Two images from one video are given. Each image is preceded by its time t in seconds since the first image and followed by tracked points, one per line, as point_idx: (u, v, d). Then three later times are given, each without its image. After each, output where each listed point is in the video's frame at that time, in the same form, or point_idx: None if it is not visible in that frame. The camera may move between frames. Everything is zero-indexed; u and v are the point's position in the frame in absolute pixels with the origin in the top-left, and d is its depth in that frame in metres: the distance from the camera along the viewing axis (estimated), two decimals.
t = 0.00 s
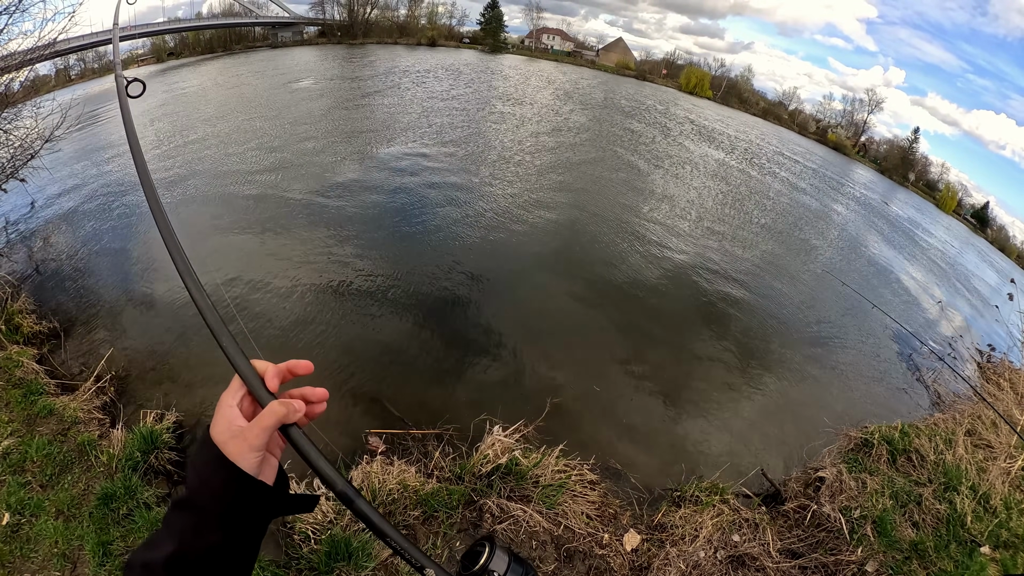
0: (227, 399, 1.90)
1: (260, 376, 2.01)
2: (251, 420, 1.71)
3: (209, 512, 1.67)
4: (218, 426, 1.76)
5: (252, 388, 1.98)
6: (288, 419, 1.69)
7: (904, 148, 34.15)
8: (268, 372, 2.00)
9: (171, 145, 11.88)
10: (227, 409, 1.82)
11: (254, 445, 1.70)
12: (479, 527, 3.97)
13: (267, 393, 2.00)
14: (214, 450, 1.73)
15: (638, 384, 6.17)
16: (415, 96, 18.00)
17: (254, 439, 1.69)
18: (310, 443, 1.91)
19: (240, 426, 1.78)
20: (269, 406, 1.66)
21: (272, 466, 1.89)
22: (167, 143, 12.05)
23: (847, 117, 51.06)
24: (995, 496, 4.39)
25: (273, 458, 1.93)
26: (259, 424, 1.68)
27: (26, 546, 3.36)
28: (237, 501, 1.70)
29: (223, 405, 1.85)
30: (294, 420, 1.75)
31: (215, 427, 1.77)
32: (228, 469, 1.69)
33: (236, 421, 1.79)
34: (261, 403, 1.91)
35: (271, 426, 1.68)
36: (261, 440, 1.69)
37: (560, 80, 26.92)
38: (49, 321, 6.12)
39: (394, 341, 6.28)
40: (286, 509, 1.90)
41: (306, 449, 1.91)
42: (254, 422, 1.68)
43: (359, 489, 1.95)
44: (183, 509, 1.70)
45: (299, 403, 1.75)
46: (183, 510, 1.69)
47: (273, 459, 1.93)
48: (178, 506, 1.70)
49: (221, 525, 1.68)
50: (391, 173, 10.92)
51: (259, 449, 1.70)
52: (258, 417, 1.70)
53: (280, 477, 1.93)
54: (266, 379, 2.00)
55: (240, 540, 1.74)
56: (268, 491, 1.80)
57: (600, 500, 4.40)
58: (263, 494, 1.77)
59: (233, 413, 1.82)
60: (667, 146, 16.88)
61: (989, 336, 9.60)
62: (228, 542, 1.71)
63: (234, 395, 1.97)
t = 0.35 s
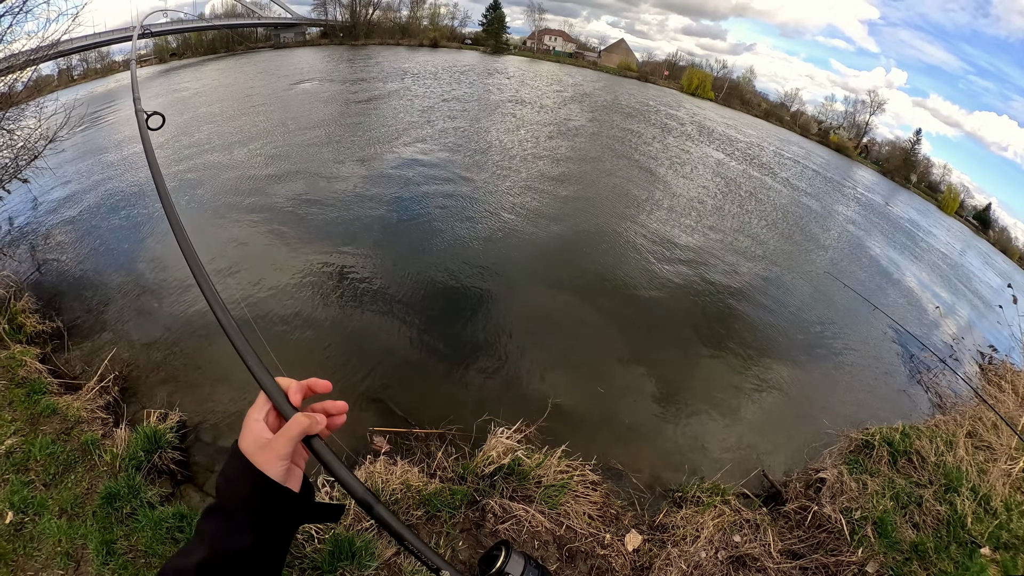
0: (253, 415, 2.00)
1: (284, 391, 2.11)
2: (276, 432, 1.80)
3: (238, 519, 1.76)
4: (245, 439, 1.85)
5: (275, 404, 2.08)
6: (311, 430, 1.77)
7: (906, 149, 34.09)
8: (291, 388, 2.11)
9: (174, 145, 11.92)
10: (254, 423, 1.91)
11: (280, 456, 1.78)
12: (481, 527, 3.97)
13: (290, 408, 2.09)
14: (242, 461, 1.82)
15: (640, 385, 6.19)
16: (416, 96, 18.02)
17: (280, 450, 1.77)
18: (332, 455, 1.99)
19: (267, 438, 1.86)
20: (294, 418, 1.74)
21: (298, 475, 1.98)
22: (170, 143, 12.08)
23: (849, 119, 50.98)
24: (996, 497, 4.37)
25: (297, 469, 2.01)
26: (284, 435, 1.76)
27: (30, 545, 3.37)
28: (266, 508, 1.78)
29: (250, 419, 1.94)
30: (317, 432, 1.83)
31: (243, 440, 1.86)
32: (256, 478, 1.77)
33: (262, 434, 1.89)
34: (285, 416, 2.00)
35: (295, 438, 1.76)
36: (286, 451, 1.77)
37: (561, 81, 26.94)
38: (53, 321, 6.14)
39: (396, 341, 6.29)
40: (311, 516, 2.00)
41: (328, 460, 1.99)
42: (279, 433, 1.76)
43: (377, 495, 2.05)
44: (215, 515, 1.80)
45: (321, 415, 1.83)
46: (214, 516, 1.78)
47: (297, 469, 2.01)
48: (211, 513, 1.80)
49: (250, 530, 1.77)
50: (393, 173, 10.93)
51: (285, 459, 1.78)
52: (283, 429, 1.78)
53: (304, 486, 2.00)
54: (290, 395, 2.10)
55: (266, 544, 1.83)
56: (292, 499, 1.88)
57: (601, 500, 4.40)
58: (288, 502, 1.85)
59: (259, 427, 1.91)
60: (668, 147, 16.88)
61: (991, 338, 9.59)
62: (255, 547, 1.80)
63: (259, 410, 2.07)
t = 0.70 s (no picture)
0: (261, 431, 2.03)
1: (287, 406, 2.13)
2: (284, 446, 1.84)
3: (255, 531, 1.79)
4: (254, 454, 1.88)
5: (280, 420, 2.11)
6: (317, 441, 1.82)
7: (891, 138, 34.44)
8: (295, 402, 2.15)
9: (158, 145, 11.73)
10: (261, 437, 1.93)
11: (289, 467, 1.81)
12: (480, 518, 3.99)
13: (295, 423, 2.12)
14: (254, 475, 1.85)
15: (634, 375, 6.23)
16: (403, 91, 17.87)
17: (289, 462, 1.80)
18: (340, 464, 2.04)
19: (275, 452, 1.90)
20: (300, 431, 1.78)
21: (308, 486, 2.01)
22: (154, 143, 11.89)
23: (835, 108, 51.38)
24: (984, 479, 4.50)
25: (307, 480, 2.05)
26: (291, 448, 1.80)
27: (29, 556, 3.34)
28: (279, 521, 1.81)
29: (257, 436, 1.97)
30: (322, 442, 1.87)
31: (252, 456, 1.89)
32: (268, 490, 1.81)
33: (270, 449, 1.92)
34: (291, 430, 2.03)
35: (302, 449, 1.80)
36: (295, 463, 1.81)
37: (548, 74, 26.83)
38: (42, 328, 6.05)
39: (390, 337, 6.27)
40: (323, 524, 2.03)
41: (337, 469, 2.03)
42: (286, 447, 1.80)
43: (386, 496, 2.06)
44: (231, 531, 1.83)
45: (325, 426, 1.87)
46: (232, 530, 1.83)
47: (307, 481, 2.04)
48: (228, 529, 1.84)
49: (267, 542, 1.80)
50: (381, 170, 10.85)
51: (295, 470, 1.82)
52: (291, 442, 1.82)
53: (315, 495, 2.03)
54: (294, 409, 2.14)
55: (283, 553, 1.87)
56: (306, 507, 1.92)
57: (598, 489, 4.44)
58: (302, 511, 1.88)
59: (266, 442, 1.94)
60: (657, 138, 16.84)
61: (977, 322, 9.74)
62: (273, 557, 1.83)
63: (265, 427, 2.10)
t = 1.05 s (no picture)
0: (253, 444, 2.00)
1: (278, 415, 2.12)
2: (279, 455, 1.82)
3: (260, 544, 1.80)
4: (250, 467, 1.86)
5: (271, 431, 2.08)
6: (310, 447, 1.80)
7: (868, 114, 34.89)
8: (284, 410, 2.12)
9: (131, 149, 11.42)
10: (256, 450, 1.93)
11: (286, 476, 1.80)
12: (479, 507, 4.02)
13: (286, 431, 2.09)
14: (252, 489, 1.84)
15: (625, 358, 6.27)
16: (380, 81, 17.57)
17: (285, 471, 1.79)
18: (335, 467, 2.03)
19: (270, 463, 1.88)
20: (292, 439, 1.76)
21: (307, 493, 2.00)
22: (127, 147, 11.57)
23: (812, 87, 51.84)
24: (969, 446, 4.64)
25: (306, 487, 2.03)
26: (286, 456, 1.78)
27: None
28: (284, 532, 1.84)
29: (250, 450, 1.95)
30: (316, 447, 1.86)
31: (248, 470, 1.87)
32: (269, 502, 1.81)
33: (265, 460, 1.90)
34: (283, 438, 2.01)
35: (297, 456, 1.78)
36: (292, 470, 1.80)
37: (527, 58, 26.55)
38: (25, 345, 5.92)
39: (379, 332, 6.22)
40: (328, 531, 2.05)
41: (334, 472, 2.03)
42: (281, 456, 1.78)
43: (385, 494, 2.07)
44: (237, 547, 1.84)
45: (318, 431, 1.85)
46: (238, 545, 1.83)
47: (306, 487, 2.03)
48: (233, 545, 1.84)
49: (274, 552, 1.82)
50: (362, 162, 10.69)
51: (292, 479, 1.81)
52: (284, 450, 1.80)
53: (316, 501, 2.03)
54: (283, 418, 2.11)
55: (292, 560, 1.88)
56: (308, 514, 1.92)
57: (592, 470, 4.49)
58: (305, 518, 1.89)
59: (260, 454, 1.92)
60: (637, 120, 16.77)
61: (958, 294, 9.97)
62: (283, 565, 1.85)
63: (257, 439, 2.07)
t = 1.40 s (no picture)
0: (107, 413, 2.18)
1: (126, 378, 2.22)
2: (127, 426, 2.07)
3: (113, 515, 2.10)
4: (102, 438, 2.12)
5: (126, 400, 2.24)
6: (159, 414, 2.05)
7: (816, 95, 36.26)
8: (134, 373, 2.20)
9: (48, 107, 10.30)
10: (108, 419, 2.14)
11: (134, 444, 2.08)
12: (415, 470, 4.07)
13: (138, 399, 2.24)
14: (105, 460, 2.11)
15: (571, 323, 6.38)
16: (325, 32, 16.40)
17: (134, 440, 2.08)
18: (189, 434, 2.12)
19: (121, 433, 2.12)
20: (137, 408, 2.00)
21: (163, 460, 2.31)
22: (43, 104, 10.41)
23: (767, 67, 53.25)
24: (896, 416, 5.15)
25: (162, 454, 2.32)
26: (133, 427, 2.03)
27: None
28: (138, 503, 2.14)
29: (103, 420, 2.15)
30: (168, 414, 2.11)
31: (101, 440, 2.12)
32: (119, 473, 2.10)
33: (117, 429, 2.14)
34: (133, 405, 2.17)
35: (144, 425, 2.04)
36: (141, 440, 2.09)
37: (484, 14, 25.39)
38: None
39: (324, 299, 6.03)
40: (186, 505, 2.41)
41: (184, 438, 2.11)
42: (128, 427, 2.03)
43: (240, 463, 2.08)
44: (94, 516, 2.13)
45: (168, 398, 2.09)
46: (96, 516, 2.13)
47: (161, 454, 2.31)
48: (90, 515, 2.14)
49: (128, 522, 2.12)
50: (305, 118, 10.03)
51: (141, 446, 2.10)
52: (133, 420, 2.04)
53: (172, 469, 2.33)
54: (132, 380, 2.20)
55: (149, 532, 2.19)
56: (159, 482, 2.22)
57: (529, 431, 4.61)
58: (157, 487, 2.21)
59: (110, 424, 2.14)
60: (598, 89, 16.48)
61: (891, 275, 10.69)
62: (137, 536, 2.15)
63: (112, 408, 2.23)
